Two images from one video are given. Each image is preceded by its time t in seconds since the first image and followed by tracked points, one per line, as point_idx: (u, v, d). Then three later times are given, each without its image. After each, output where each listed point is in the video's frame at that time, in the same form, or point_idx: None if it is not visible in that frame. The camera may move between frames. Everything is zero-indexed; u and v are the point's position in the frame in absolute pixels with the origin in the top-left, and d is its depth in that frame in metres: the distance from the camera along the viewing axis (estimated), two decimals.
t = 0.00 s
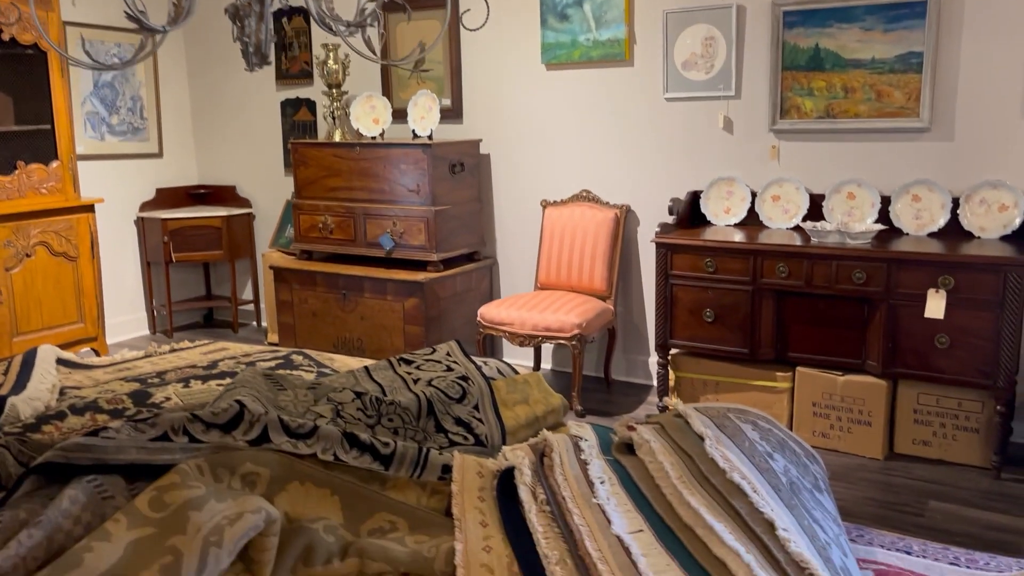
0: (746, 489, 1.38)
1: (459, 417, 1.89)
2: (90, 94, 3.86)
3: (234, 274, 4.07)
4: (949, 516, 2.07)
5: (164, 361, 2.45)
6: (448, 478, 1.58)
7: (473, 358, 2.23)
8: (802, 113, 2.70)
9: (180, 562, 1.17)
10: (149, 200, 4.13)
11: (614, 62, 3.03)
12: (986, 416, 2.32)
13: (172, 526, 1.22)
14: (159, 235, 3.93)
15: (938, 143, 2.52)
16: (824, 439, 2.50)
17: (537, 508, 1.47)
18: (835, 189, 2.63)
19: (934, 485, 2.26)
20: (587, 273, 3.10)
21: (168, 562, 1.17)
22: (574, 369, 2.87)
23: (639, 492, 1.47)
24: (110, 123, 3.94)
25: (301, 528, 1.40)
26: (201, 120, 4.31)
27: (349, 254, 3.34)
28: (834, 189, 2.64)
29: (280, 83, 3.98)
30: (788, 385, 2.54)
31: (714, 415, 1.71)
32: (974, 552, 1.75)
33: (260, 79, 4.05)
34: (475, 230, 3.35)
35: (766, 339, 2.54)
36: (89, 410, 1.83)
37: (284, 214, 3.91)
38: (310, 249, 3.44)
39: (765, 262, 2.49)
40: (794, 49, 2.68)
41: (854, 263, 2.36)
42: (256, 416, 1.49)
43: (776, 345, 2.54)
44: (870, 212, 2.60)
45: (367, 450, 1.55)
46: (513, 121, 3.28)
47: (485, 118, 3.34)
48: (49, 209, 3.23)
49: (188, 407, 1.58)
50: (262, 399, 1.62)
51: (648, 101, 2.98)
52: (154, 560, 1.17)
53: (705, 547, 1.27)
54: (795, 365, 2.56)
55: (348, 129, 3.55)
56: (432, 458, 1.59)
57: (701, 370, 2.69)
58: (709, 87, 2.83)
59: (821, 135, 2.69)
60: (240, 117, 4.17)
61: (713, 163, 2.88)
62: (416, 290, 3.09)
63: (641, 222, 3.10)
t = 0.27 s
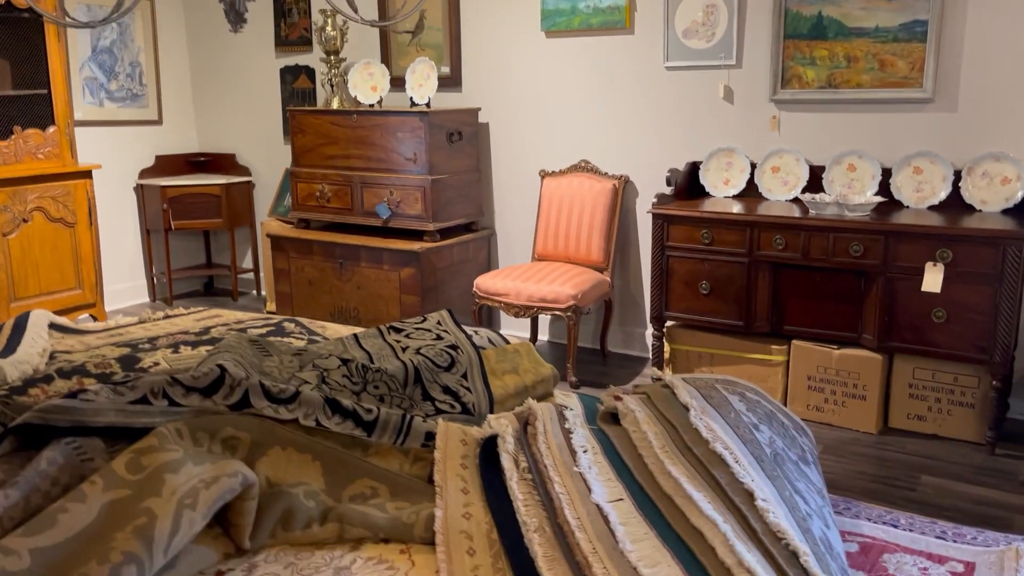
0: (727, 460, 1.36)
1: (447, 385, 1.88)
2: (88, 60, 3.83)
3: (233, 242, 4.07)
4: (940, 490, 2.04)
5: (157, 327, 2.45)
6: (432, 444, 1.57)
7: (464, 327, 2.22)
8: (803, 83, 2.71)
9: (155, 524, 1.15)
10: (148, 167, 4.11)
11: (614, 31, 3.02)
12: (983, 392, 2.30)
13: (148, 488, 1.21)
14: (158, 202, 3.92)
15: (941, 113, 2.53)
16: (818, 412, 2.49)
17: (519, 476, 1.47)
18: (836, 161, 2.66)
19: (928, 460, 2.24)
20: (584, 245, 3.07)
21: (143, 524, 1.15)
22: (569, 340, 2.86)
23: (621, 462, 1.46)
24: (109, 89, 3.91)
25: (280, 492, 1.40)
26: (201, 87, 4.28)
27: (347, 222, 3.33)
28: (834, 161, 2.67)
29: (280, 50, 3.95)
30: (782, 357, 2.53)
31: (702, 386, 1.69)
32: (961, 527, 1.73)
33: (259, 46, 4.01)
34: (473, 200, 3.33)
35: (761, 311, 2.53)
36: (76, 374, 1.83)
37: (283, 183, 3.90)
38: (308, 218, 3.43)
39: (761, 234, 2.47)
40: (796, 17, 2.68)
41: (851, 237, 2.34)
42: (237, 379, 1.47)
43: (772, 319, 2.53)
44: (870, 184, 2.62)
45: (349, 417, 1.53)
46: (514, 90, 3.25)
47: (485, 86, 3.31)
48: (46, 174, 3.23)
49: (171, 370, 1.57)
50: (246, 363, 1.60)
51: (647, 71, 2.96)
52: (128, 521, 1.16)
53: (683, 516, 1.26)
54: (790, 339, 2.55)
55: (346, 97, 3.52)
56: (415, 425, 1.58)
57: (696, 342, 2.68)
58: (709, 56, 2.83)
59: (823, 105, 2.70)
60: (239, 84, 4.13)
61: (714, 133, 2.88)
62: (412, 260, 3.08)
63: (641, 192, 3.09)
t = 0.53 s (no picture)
0: (708, 439, 1.33)
1: (433, 360, 1.86)
2: (86, 28, 3.78)
3: (232, 214, 4.05)
4: (934, 472, 2.01)
5: (148, 299, 2.43)
6: (412, 420, 1.55)
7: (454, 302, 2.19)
8: (806, 56, 2.71)
9: (121, 496, 1.14)
10: (148, 137, 4.08)
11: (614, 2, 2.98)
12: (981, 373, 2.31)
13: (117, 460, 1.20)
14: (157, 173, 3.89)
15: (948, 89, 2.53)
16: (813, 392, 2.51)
17: (498, 452, 1.45)
18: (837, 136, 2.66)
19: (924, 443, 2.20)
20: (583, 220, 3.05)
21: (110, 496, 1.14)
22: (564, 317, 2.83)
23: (602, 440, 1.44)
24: (107, 58, 3.87)
25: (256, 465, 1.39)
26: (200, 57, 4.25)
27: (344, 195, 3.31)
28: (836, 137, 2.67)
29: (279, 20, 3.90)
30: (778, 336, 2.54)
31: (689, 364, 1.67)
32: (952, 510, 1.69)
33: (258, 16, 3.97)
34: (471, 174, 3.29)
35: (758, 289, 2.54)
36: (60, 344, 1.82)
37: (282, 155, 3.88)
38: (305, 190, 3.41)
39: (760, 211, 2.48)
40: None
41: (852, 214, 2.35)
42: (213, 351, 1.46)
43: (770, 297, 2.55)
44: (873, 160, 2.63)
45: (328, 391, 1.51)
46: (516, 61, 3.22)
47: (485, 57, 3.28)
48: (42, 143, 3.21)
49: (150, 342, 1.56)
50: (226, 335, 1.59)
51: (647, 43, 2.95)
52: (94, 493, 1.15)
53: (660, 496, 1.24)
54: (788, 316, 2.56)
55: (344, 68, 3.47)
56: (396, 400, 1.56)
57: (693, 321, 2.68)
58: (712, 28, 2.82)
59: (827, 79, 2.70)
60: (239, 54, 4.09)
61: (716, 107, 2.88)
62: (408, 234, 3.05)
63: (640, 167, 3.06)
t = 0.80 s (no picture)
0: (684, 420, 1.30)
1: (416, 337, 1.83)
2: None
3: (230, 186, 4.04)
4: (926, 457, 1.97)
5: (136, 271, 2.41)
6: (389, 397, 1.53)
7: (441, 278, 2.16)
8: (809, 31, 2.74)
9: (81, 470, 1.13)
10: (146, 108, 4.06)
11: None
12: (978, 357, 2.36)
13: (79, 433, 1.19)
14: (154, 144, 3.88)
15: (953, 64, 2.56)
16: (808, 373, 2.58)
17: (472, 430, 1.43)
18: (839, 114, 2.71)
19: (917, 426, 2.16)
20: (579, 197, 3.04)
21: (69, 469, 1.13)
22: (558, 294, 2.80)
23: (579, 420, 1.41)
24: (104, 27, 3.84)
25: (226, 440, 1.38)
26: (200, 27, 4.20)
27: (339, 168, 3.29)
28: (837, 115, 2.71)
29: None
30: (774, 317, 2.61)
31: (673, 343, 1.63)
32: (940, 495, 1.64)
33: None
34: (469, 149, 3.26)
35: (754, 269, 2.62)
36: (39, 315, 1.80)
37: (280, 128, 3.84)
38: (301, 163, 3.39)
39: (757, 190, 2.54)
40: None
41: (849, 193, 2.41)
42: (185, 323, 1.44)
43: (765, 276, 2.63)
44: (874, 138, 2.68)
45: (303, 365, 1.49)
46: (518, 35, 3.24)
47: (487, 31, 3.31)
48: (36, 113, 3.27)
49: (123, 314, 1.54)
50: (201, 308, 1.57)
51: (649, 17, 2.98)
52: (55, 466, 1.14)
53: (632, 478, 1.21)
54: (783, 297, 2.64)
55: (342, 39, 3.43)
56: (373, 375, 1.54)
57: (691, 301, 2.77)
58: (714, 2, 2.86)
59: (828, 54, 2.74)
60: (239, 23, 4.04)
61: (719, 82, 2.92)
62: (403, 208, 3.03)
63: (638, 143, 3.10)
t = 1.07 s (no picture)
0: (672, 399, 1.28)
1: (409, 313, 1.81)
2: None
3: (234, 161, 4.04)
4: (925, 440, 1.94)
5: (135, 244, 2.41)
6: (377, 372, 1.52)
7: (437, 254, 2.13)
8: (817, 7, 2.74)
9: (60, 440, 1.13)
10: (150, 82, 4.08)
11: None
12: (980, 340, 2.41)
13: (60, 403, 1.18)
14: (158, 118, 3.88)
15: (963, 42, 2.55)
16: (809, 354, 2.65)
17: (460, 407, 1.41)
18: (847, 92, 2.73)
19: (918, 410, 2.13)
20: (583, 174, 3.07)
21: (49, 439, 1.13)
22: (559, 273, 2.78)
23: (568, 399, 1.39)
24: None
25: (213, 413, 1.37)
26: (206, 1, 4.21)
27: (341, 143, 3.28)
28: (844, 92, 2.73)
29: None
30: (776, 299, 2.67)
31: (667, 322, 1.61)
32: (937, 479, 1.61)
33: None
34: (472, 125, 3.23)
35: (757, 250, 2.66)
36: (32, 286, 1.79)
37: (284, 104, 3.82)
38: (303, 138, 3.38)
39: (760, 167, 2.59)
40: None
41: (853, 171, 2.44)
42: (171, 295, 1.43)
43: (767, 256, 2.67)
44: (881, 116, 2.69)
45: (291, 339, 1.47)
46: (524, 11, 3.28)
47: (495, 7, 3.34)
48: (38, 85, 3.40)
49: (111, 286, 1.53)
50: (191, 281, 1.55)
51: None
52: (35, 435, 1.13)
53: (616, 457, 1.20)
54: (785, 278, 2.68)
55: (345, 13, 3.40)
56: (362, 350, 1.52)
57: (690, 280, 2.83)
58: None
59: (835, 31, 2.75)
60: None
61: (726, 58, 2.94)
62: (404, 184, 3.01)
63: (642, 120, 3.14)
